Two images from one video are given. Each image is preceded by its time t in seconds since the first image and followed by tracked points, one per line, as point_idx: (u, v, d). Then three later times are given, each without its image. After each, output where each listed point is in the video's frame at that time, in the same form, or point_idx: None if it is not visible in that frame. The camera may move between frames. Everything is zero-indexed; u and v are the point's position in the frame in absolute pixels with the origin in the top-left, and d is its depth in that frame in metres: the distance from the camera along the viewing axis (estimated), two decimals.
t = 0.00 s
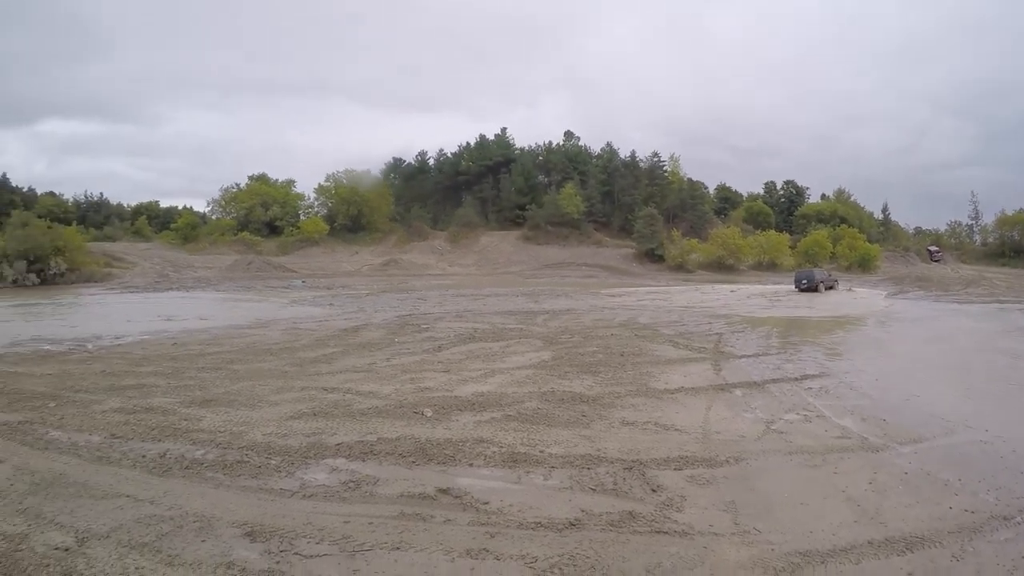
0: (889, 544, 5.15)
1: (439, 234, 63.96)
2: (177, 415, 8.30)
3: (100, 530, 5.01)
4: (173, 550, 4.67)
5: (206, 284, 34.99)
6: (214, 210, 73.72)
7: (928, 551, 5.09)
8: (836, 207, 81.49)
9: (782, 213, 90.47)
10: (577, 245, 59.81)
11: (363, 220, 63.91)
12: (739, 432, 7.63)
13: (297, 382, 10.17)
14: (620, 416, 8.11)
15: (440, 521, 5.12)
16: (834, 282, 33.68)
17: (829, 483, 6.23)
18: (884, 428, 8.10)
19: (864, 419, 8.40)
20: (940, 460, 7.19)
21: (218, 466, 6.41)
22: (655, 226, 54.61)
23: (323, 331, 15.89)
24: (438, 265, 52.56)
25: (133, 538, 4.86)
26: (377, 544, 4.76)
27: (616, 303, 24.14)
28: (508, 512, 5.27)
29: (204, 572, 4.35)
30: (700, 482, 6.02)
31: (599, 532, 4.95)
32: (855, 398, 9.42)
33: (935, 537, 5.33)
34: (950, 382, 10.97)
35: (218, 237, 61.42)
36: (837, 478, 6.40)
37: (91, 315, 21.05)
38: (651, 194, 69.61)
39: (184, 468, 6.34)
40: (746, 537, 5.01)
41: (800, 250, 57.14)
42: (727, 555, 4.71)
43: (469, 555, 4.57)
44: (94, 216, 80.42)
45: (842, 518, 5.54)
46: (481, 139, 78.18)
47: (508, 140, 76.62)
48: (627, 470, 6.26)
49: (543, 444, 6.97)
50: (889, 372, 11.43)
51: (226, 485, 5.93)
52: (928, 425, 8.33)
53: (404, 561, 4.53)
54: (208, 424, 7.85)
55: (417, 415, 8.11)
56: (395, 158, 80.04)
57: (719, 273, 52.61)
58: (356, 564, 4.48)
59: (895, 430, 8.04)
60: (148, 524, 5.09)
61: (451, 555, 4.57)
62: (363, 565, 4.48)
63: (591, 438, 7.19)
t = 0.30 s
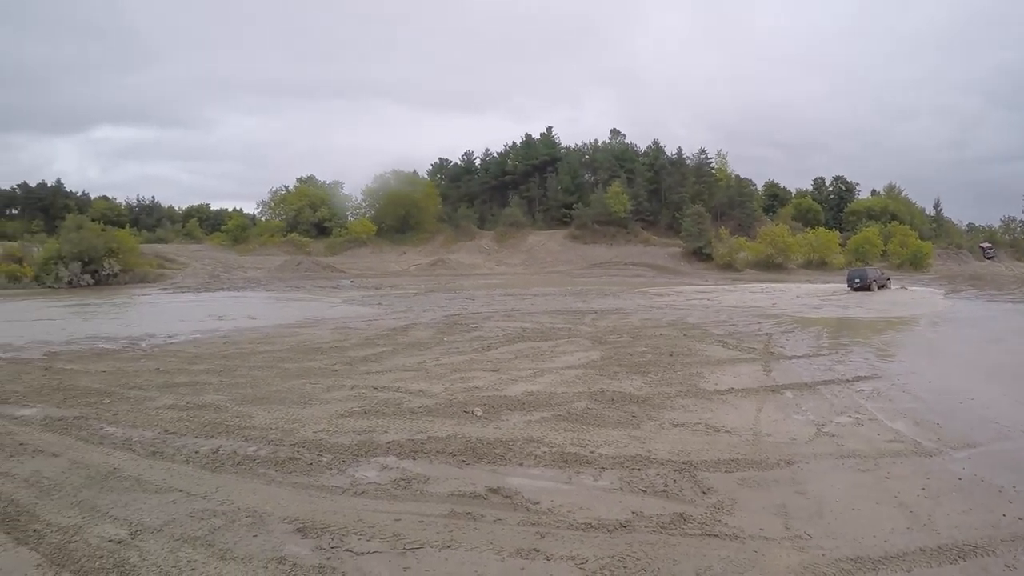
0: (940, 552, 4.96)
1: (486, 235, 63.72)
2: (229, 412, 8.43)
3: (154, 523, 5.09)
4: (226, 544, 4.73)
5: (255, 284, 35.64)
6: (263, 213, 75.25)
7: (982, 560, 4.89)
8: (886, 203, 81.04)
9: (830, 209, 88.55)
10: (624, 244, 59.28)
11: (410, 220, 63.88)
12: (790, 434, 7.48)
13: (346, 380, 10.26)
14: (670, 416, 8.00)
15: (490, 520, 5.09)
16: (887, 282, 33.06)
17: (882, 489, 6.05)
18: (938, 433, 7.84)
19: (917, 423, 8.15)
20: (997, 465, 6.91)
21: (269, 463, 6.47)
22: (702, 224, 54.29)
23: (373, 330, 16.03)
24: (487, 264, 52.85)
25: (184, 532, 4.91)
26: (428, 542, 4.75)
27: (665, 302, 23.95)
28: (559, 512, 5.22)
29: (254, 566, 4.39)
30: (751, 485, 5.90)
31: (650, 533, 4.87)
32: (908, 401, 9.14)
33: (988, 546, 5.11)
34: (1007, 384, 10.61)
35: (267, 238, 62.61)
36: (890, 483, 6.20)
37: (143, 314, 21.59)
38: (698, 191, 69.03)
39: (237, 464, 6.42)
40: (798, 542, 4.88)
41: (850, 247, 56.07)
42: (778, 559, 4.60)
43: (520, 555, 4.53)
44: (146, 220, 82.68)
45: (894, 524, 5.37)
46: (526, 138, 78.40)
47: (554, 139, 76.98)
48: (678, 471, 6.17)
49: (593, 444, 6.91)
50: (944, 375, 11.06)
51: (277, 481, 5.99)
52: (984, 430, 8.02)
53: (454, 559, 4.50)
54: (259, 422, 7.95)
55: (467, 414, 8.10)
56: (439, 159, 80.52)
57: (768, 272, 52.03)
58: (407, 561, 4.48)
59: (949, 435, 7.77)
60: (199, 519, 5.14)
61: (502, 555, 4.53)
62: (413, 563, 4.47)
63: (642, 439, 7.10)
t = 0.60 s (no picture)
0: (996, 560, 4.78)
1: (531, 237, 64.10)
2: (278, 412, 8.55)
3: (203, 521, 5.18)
4: (275, 543, 4.77)
5: (299, 287, 36.17)
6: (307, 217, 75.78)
7: None
8: (934, 200, 79.91)
9: (876, 206, 87.51)
10: (669, 244, 58.84)
11: (455, 222, 64.76)
12: (840, 438, 7.33)
13: (394, 382, 10.34)
14: (719, 419, 7.90)
15: (539, 522, 5.07)
16: (937, 282, 32.55)
17: (936, 496, 5.87)
18: (992, 438, 7.59)
19: (969, 428, 7.91)
20: None
21: (318, 462, 6.53)
22: (748, 224, 53.33)
23: (419, 333, 16.13)
24: (531, 266, 52.86)
25: (233, 530, 4.97)
26: (477, 544, 4.74)
27: (713, 304, 23.71)
28: (608, 516, 5.18)
29: (302, 565, 4.42)
30: (800, 490, 5.80)
31: (699, 538, 4.81)
32: (960, 405, 8.87)
33: None
34: None
35: (313, 243, 63.34)
36: (942, 489, 6.03)
37: (190, 317, 22.05)
38: (743, 190, 68.48)
39: (285, 464, 6.50)
40: (848, 549, 4.77)
41: (897, 247, 55.40)
42: (830, 565, 4.50)
43: (569, 558, 4.50)
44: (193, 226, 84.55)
45: (948, 532, 5.21)
46: (568, 141, 78.95)
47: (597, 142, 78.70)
48: (727, 475, 6.09)
49: (642, 447, 6.85)
50: (998, 378, 10.72)
51: (326, 481, 6.03)
52: None
53: (503, 561, 4.50)
54: (308, 422, 8.04)
55: (515, 417, 8.09)
56: (481, 162, 80.00)
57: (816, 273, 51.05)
58: (456, 563, 4.47)
59: (1005, 441, 7.51)
60: (249, 517, 5.21)
61: (551, 558, 4.51)
62: (462, 564, 4.46)
63: (691, 442, 7.02)
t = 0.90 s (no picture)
0: None
1: (576, 239, 64.19)
2: (328, 412, 8.69)
3: (253, 517, 5.30)
4: (326, 541, 4.84)
5: (345, 289, 36.65)
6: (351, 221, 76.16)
7: None
8: (986, 197, 78.13)
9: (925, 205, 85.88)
10: (717, 245, 58.17)
11: (501, 225, 64.99)
12: (893, 445, 7.16)
13: (443, 383, 10.41)
14: (769, 424, 7.78)
15: (590, 526, 5.05)
16: (991, 283, 31.79)
17: (992, 505, 5.69)
18: None
19: None
20: None
21: (368, 462, 6.59)
22: (796, 225, 52.28)
23: (467, 335, 16.19)
24: (577, 268, 52.37)
25: (283, 528, 5.06)
26: (527, 546, 4.73)
27: (761, 306, 23.35)
28: (659, 520, 5.14)
29: (351, 564, 4.46)
30: (852, 498, 5.68)
31: (751, 545, 4.76)
32: (1019, 412, 8.57)
33: None
34: None
35: (361, 246, 64.00)
36: (998, 499, 5.84)
37: (238, 317, 22.56)
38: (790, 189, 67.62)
39: (335, 463, 6.60)
40: (900, 559, 4.67)
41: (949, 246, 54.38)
42: None
43: (619, 562, 4.47)
44: (241, 228, 85.96)
45: (1006, 543, 5.04)
46: (614, 142, 78.82)
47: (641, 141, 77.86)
48: (778, 481, 6.00)
49: (692, 451, 6.79)
50: None
51: (376, 481, 6.08)
52: None
53: (554, 564, 4.48)
54: (357, 422, 8.13)
55: (564, 419, 8.08)
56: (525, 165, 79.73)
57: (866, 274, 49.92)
58: (506, 565, 4.48)
59: None
60: (299, 515, 5.29)
61: (602, 562, 4.48)
62: (512, 566, 4.46)
63: (742, 448, 6.93)
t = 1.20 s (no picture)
0: None
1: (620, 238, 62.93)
2: (374, 409, 8.79)
3: (298, 512, 5.41)
4: (372, 537, 4.91)
5: (387, 288, 36.94)
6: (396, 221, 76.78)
7: None
8: None
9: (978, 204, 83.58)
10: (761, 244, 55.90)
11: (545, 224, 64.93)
12: (944, 452, 6.99)
13: (489, 382, 10.47)
14: (817, 428, 7.66)
15: (636, 528, 5.04)
16: None
17: None
18: None
19: None
20: None
21: (414, 460, 6.64)
22: (842, 224, 50.02)
23: (513, 334, 16.24)
24: (620, 267, 51.14)
25: (329, 523, 5.15)
26: (573, 548, 4.73)
27: (809, 306, 22.86)
28: (706, 524, 5.12)
29: (396, 561, 4.52)
30: (901, 506, 5.58)
31: (798, 552, 4.74)
32: None
33: None
34: None
35: (406, 245, 64.56)
36: None
37: (284, 315, 23.02)
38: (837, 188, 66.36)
39: (381, 460, 6.66)
40: (950, 570, 4.57)
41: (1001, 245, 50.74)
42: None
43: (666, 566, 4.46)
44: (288, 228, 87.44)
45: None
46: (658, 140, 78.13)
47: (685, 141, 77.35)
48: (826, 487, 5.93)
49: (739, 454, 6.73)
50: None
51: (421, 479, 6.12)
52: None
53: (599, 566, 4.47)
54: (403, 420, 8.21)
55: (610, 420, 8.06)
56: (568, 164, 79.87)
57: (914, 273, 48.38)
58: (552, 565, 4.49)
59: None
60: (345, 511, 5.38)
61: (648, 565, 4.47)
62: (558, 567, 4.47)
63: (789, 452, 6.84)
